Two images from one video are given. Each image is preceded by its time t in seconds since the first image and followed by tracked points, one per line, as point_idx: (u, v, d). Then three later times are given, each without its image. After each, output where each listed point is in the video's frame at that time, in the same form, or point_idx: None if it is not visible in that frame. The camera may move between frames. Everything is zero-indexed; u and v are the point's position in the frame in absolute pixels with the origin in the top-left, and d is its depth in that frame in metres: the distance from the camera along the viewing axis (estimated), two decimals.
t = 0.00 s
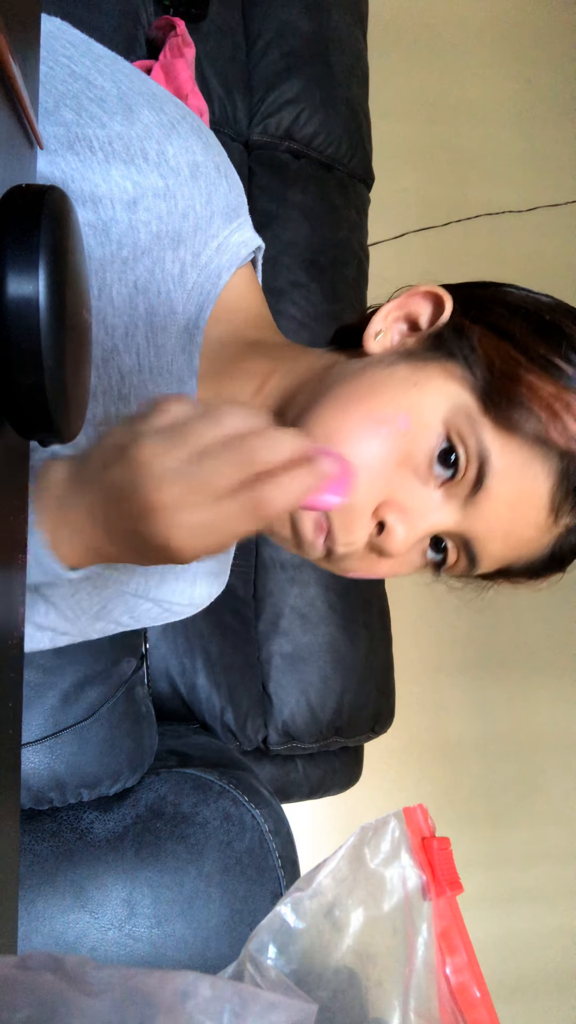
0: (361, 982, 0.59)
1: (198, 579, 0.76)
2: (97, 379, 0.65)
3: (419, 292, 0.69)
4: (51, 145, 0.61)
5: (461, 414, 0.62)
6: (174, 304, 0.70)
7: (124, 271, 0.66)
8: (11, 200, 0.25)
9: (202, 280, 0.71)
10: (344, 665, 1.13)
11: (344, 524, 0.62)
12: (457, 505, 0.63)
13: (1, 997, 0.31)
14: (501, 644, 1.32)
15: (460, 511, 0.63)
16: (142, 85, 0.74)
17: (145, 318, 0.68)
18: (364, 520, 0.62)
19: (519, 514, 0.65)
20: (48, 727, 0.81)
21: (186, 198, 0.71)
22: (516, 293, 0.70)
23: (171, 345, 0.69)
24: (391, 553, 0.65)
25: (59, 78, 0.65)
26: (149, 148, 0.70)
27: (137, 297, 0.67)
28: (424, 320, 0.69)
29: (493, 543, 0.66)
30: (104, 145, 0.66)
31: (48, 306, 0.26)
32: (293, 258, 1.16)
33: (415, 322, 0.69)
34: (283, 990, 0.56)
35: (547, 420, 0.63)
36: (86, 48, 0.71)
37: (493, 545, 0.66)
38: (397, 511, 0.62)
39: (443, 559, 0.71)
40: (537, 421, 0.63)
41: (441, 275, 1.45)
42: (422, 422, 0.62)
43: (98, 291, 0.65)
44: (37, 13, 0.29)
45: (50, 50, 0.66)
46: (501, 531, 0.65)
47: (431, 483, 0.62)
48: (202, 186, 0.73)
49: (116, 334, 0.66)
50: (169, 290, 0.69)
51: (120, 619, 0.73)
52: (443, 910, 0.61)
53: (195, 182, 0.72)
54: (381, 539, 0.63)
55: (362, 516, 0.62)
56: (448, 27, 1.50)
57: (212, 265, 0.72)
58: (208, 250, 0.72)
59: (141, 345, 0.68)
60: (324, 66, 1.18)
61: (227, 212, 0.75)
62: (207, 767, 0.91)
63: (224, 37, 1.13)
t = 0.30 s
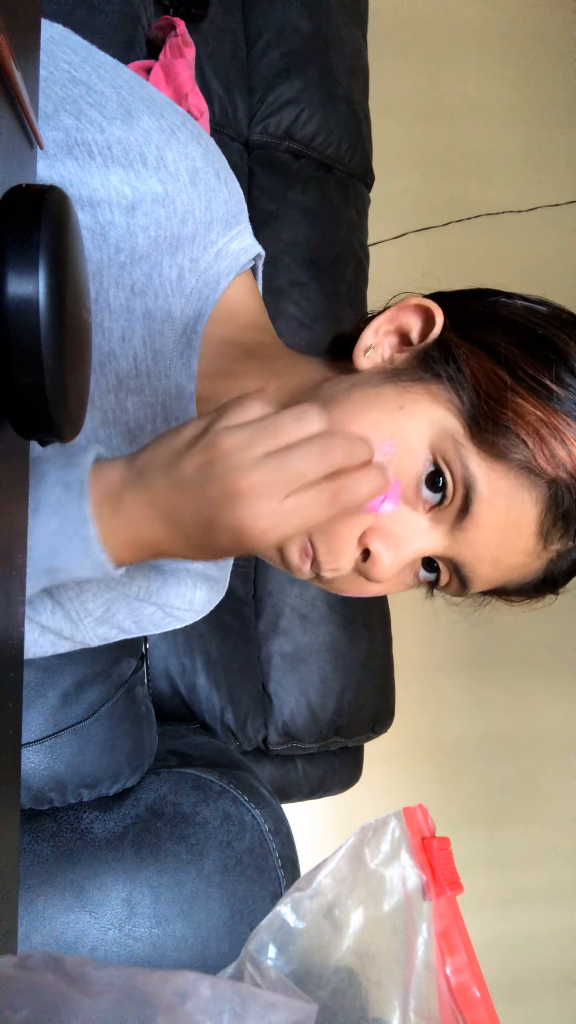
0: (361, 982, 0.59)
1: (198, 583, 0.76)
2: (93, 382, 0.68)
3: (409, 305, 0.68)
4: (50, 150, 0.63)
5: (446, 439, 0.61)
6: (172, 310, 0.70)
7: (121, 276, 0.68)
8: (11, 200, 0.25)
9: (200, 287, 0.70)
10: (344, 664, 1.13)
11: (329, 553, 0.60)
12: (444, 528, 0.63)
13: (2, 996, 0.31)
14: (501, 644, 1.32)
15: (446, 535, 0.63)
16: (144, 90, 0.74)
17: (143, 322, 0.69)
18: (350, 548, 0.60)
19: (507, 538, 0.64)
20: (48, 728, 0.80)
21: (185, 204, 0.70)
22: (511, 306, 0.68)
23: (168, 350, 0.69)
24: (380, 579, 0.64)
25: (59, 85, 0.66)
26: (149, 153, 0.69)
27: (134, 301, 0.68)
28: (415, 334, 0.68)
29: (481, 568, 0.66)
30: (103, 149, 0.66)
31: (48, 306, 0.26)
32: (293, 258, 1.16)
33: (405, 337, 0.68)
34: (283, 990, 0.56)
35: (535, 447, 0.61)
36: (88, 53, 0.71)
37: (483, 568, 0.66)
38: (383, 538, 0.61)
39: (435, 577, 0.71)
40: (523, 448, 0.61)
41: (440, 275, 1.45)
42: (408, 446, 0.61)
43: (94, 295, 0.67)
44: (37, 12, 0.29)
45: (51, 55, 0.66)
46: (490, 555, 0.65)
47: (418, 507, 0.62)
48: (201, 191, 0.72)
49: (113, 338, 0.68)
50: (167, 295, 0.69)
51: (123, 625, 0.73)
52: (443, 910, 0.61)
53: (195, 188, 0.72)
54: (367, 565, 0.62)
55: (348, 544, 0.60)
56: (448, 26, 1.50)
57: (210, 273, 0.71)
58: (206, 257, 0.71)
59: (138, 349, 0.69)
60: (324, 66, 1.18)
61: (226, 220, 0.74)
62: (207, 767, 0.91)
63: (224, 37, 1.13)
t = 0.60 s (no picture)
0: (361, 982, 0.59)
1: (203, 581, 0.75)
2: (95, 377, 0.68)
3: (406, 312, 0.66)
4: (50, 147, 0.62)
5: (440, 451, 0.61)
6: (172, 308, 0.70)
7: (122, 274, 0.68)
8: (11, 199, 0.25)
9: (200, 286, 0.70)
10: (344, 664, 1.13)
11: (322, 562, 0.63)
12: (438, 541, 0.63)
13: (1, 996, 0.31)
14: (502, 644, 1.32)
15: (440, 548, 0.63)
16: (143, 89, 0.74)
17: (143, 320, 0.69)
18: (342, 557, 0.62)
19: (501, 550, 0.64)
20: (48, 728, 0.81)
21: (186, 203, 0.70)
22: (508, 313, 0.67)
23: (169, 347, 0.70)
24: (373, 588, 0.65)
25: (59, 84, 0.65)
26: (150, 151, 0.68)
27: (134, 299, 0.69)
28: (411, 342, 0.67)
29: (475, 580, 0.66)
30: (104, 147, 0.65)
31: (48, 306, 0.26)
32: (293, 258, 1.16)
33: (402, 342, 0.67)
34: (283, 989, 0.56)
35: (528, 461, 0.61)
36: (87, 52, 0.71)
37: (477, 580, 0.66)
38: (376, 549, 0.62)
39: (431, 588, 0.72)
40: (516, 463, 0.61)
41: (440, 274, 1.45)
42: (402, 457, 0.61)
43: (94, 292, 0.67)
44: (36, 10, 0.29)
45: (52, 55, 0.66)
46: (484, 568, 0.65)
47: (412, 519, 0.62)
48: (202, 191, 0.71)
49: (114, 335, 0.69)
50: (167, 293, 0.69)
51: (130, 619, 0.73)
52: (443, 910, 0.61)
53: (195, 187, 0.71)
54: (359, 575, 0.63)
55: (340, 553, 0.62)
56: (448, 26, 1.50)
57: (212, 271, 0.71)
58: (207, 256, 0.71)
59: (139, 346, 0.70)
60: (324, 66, 1.18)
61: (227, 219, 0.73)
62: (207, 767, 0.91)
63: (224, 37, 1.13)
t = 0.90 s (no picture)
0: (361, 982, 0.59)
1: (193, 576, 0.74)
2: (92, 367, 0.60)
3: (412, 300, 0.67)
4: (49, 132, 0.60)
5: (450, 435, 0.62)
6: (173, 298, 0.66)
7: (123, 260, 0.63)
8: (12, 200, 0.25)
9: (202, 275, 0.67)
10: (344, 664, 1.13)
11: (334, 542, 0.65)
12: (447, 525, 0.65)
13: (2, 996, 0.31)
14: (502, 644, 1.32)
15: (450, 531, 0.66)
16: (144, 82, 0.74)
17: (144, 309, 0.64)
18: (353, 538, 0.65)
19: (510, 534, 0.66)
20: (47, 728, 0.81)
21: (185, 191, 0.69)
22: (510, 298, 0.68)
23: (170, 338, 0.64)
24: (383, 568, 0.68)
25: (60, 74, 0.65)
26: (149, 139, 0.68)
27: (135, 287, 0.64)
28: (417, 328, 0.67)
29: (483, 563, 0.68)
30: (103, 134, 0.65)
31: (49, 306, 0.26)
32: (293, 258, 1.16)
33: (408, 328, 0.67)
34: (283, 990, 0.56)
35: (536, 444, 0.62)
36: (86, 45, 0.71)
37: (486, 561, 0.68)
38: (386, 531, 0.65)
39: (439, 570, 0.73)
40: (525, 446, 0.62)
41: (440, 274, 1.45)
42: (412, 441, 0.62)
43: (95, 279, 0.61)
44: (36, 9, 0.29)
45: (52, 46, 0.66)
46: (493, 551, 0.67)
47: (421, 503, 0.64)
48: (201, 179, 0.71)
49: (113, 324, 0.63)
50: (169, 281, 0.66)
51: (124, 612, 0.75)
52: (443, 910, 0.62)
53: (194, 175, 0.71)
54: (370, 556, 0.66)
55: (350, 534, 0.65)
56: (448, 27, 1.50)
57: (212, 260, 0.69)
58: (207, 245, 0.69)
59: (139, 335, 0.64)
60: (324, 66, 1.18)
61: (226, 208, 0.72)
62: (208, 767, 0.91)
63: (224, 37, 1.13)
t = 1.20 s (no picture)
0: (361, 982, 0.59)
1: (174, 553, 0.78)
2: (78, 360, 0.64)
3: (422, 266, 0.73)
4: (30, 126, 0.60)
5: (481, 373, 0.63)
6: (161, 294, 0.69)
7: (108, 256, 0.65)
8: (12, 199, 0.25)
9: (189, 268, 0.70)
10: (344, 664, 1.13)
11: (365, 484, 0.62)
12: (483, 468, 0.63)
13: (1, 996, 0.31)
14: (502, 644, 1.33)
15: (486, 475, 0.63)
16: (129, 65, 0.74)
17: (130, 306, 0.67)
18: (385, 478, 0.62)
19: (546, 480, 0.65)
20: (49, 727, 0.81)
21: (170, 180, 0.70)
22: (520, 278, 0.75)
23: (156, 335, 0.68)
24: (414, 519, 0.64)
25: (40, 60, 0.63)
26: (132, 127, 0.68)
27: (121, 284, 0.66)
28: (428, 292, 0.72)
29: (517, 514, 0.66)
30: (85, 123, 0.64)
31: (49, 306, 0.26)
32: (293, 258, 1.16)
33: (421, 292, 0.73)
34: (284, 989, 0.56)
35: (569, 380, 0.64)
36: (68, 28, 0.69)
37: (517, 515, 0.66)
38: (419, 468, 0.62)
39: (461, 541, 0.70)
40: (559, 379, 0.64)
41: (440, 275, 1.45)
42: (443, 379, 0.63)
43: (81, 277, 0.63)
44: (36, 9, 0.29)
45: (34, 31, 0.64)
46: (527, 499, 0.65)
47: (454, 442, 0.63)
48: (187, 167, 0.73)
49: (99, 321, 0.65)
50: (157, 276, 0.68)
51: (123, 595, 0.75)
52: (443, 910, 0.62)
53: (180, 163, 0.72)
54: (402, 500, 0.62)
55: (382, 472, 0.62)
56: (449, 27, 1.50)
57: (199, 252, 0.71)
58: (194, 235, 0.71)
59: (125, 333, 0.67)
60: (325, 66, 1.18)
61: (214, 196, 0.74)
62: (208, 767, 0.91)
63: (224, 37, 1.13)
